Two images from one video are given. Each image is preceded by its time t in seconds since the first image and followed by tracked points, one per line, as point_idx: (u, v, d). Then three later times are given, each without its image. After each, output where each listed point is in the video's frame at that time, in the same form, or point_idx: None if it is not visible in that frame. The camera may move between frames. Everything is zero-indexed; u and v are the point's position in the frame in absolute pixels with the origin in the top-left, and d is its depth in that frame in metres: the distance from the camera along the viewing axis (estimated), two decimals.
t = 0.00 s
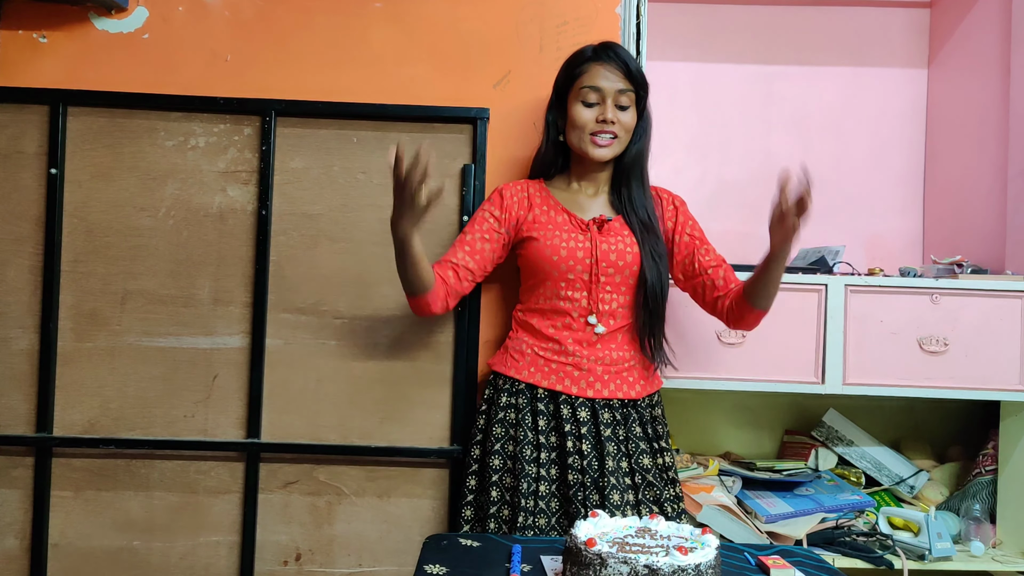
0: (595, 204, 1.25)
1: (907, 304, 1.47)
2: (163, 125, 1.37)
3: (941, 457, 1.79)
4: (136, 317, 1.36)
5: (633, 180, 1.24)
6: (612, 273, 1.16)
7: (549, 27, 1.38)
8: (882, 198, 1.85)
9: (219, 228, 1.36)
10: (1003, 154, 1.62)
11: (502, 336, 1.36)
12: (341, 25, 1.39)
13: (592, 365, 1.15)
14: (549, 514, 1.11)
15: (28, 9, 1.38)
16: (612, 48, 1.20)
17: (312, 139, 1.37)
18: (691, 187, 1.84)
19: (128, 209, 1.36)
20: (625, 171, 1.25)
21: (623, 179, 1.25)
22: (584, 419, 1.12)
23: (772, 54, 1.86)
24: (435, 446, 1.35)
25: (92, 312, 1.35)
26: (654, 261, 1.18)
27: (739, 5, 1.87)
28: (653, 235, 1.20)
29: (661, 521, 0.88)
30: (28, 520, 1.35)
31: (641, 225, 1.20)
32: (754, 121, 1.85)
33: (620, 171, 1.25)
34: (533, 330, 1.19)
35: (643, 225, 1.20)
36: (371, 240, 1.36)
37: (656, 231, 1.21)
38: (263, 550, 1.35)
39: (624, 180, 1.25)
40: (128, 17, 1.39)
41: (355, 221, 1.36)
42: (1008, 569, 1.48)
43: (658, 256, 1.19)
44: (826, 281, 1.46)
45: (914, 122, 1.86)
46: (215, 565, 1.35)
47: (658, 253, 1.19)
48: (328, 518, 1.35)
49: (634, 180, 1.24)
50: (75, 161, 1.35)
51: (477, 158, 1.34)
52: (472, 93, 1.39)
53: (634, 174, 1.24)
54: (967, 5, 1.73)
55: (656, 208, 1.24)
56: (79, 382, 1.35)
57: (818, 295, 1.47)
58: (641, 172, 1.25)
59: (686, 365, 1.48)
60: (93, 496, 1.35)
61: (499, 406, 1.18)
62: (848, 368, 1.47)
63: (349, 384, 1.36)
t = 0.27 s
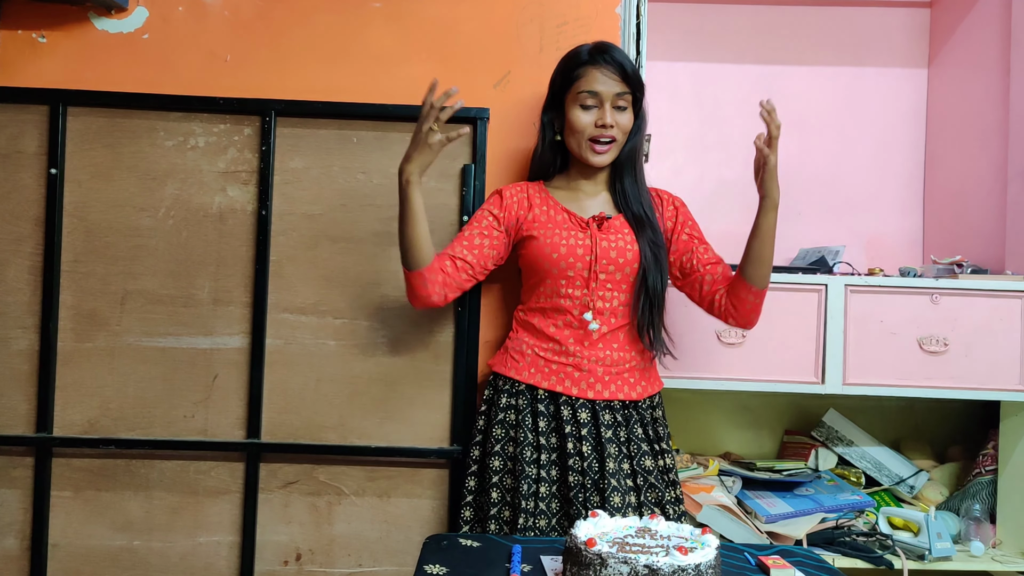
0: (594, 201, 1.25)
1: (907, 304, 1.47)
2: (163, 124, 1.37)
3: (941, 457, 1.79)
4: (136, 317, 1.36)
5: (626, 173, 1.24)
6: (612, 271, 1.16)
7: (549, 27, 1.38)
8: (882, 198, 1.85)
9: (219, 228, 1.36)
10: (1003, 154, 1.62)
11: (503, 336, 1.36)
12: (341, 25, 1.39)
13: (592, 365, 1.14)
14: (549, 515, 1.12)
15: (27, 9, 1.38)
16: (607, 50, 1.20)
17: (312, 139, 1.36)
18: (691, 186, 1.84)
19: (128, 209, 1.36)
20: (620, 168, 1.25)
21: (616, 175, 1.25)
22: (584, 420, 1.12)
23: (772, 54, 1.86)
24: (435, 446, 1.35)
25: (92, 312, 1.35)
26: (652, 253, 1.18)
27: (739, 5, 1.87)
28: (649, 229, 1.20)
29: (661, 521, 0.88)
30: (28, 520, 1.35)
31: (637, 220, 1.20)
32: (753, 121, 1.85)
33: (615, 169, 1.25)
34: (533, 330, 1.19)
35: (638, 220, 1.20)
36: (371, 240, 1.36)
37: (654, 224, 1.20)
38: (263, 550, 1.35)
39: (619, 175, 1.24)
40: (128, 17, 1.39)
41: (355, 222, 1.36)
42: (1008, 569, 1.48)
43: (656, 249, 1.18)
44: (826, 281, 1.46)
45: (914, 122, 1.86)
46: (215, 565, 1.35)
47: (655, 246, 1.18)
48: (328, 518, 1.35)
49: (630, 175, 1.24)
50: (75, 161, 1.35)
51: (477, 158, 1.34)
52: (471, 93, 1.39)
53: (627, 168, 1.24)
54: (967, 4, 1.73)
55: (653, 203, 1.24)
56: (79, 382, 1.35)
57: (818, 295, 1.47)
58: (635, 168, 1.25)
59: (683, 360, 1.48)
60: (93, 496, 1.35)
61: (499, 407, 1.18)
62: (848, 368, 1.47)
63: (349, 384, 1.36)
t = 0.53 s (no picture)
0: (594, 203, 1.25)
1: (907, 304, 1.47)
2: (163, 125, 1.37)
3: (941, 457, 1.79)
4: (136, 317, 1.36)
5: (627, 178, 1.24)
6: (611, 272, 1.17)
7: (549, 27, 1.38)
8: (882, 197, 1.85)
9: (219, 228, 1.36)
10: (1003, 153, 1.62)
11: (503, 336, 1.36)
12: (341, 25, 1.39)
13: (590, 367, 1.14)
14: (545, 517, 1.12)
15: (27, 9, 1.38)
16: (614, 57, 1.19)
17: (312, 139, 1.36)
18: (691, 186, 1.84)
19: (128, 209, 1.36)
20: (621, 172, 1.25)
21: (615, 180, 1.25)
22: (579, 421, 1.12)
23: (772, 54, 1.86)
24: (435, 446, 1.35)
25: (92, 312, 1.35)
26: (654, 256, 1.19)
27: (739, 5, 1.87)
28: (650, 233, 1.21)
29: (661, 521, 0.88)
30: (28, 520, 1.35)
31: (638, 224, 1.21)
32: (754, 121, 1.85)
33: (615, 175, 1.26)
34: (531, 331, 1.19)
35: (639, 224, 1.21)
36: (371, 240, 1.36)
37: (655, 228, 1.21)
38: (263, 549, 1.35)
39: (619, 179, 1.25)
40: (128, 17, 1.39)
41: (355, 222, 1.36)
42: (1008, 569, 1.48)
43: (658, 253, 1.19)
44: (826, 281, 1.46)
45: (914, 122, 1.86)
46: (215, 565, 1.35)
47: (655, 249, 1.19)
48: (328, 518, 1.35)
49: (630, 179, 1.24)
50: (75, 161, 1.35)
51: (477, 159, 1.34)
52: (471, 93, 1.39)
53: (628, 173, 1.24)
54: (967, 4, 1.73)
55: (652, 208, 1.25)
56: (79, 382, 1.35)
57: (818, 295, 1.47)
58: (636, 173, 1.25)
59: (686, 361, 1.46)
60: (93, 496, 1.35)
61: (496, 408, 1.18)
62: (849, 368, 1.47)
63: (349, 384, 1.36)
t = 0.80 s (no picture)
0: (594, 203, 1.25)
1: (907, 304, 1.47)
2: (163, 124, 1.37)
3: (941, 457, 1.79)
4: (136, 317, 1.36)
5: (629, 179, 1.25)
6: (610, 269, 1.17)
7: (549, 27, 1.38)
8: (882, 198, 1.85)
9: (220, 228, 1.36)
10: (1003, 154, 1.62)
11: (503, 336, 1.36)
12: (341, 25, 1.39)
13: (589, 365, 1.14)
14: (544, 517, 1.11)
15: (28, 9, 1.38)
16: (617, 60, 1.19)
17: (312, 139, 1.37)
18: (691, 186, 1.84)
19: (128, 209, 1.36)
20: (622, 174, 1.25)
21: (617, 182, 1.26)
22: (579, 421, 1.12)
23: (772, 54, 1.86)
24: (435, 446, 1.35)
25: (92, 312, 1.35)
26: (654, 258, 1.19)
27: (739, 5, 1.87)
28: (650, 234, 1.21)
29: (661, 521, 0.88)
30: (28, 520, 1.35)
31: (639, 225, 1.21)
32: (754, 121, 1.85)
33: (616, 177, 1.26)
34: (531, 330, 1.19)
35: (639, 225, 1.21)
36: (371, 240, 1.36)
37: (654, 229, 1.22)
38: (263, 549, 1.35)
39: (620, 179, 1.25)
40: (128, 17, 1.39)
41: (355, 222, 1.36)
42: (1008, 569, 1.48)
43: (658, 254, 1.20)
44: (826, 281, 1.46)
45: (914, 122, 1.86)
46: (215, 565, 1.35)
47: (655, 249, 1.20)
48: (328, 518, 1.35)
49: (632, 182, 1.24)
50: (75, 161, 1.35)
51: (477, 158, 1.34)
52: (471, 93, 1.39)
53: (630, 174, 1.25)
54: (967, 5, 1.73)
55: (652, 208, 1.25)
56: (79, 382, 1.35)
57: (818, 295, 1.47)
58: (638, 175, 1.25)
59: (684, 361, 1.45)
60: (93, 496, 1.35)
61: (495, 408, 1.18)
62: (849, 368, 1.47)
63: (349, 384, 1.36)
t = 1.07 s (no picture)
0: (595, 204, 1.25)
1: (907, 304, 1.47)
2: (163, 125, 1.37)
3: (941, 457, 1.79)
4: (137, 317, 1.36)
5: (630, 179, 1.24)
6: (613, 269, 1.17)
7: (549, 27, 1.38)
8: (882, 198, 1.85)
9: (220, 228, 1.36)
10: (1003, 153, 1.62)
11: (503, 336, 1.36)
12: (341, 24, 1.39)
13: (591, 365, 1.14)
14: (544, 518, 1.11)
15: (28, 9, 1.38)
16: (616, 61, 1.19)
17: (312, 139, 1.37)
18: (691, 186, 1.84)
19: (128, 209, 1.36)
20: (623, 175, 1.25)
21: (618, 182, 1.25)
22: (580, 422, 1.12)
23: (772, 54, 1.86)
24: (435, 446, 1.35)
25: (92, 312, 1.35)
26: (656, 258, 1.19)
27: (740, 5, 1.87)
28: (652, 235, 1.21)
29: (661, 521, 0.88)
30: (28, 520, 1.35)
31: (641, 226, 1.21)
32: (754, 121, 1.85)
33: (617, 178, 1.26)
34: (532, 331, 1.19)
35: (641, 226, 1.21)
36: (371, 240, 1.36)
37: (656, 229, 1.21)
38: (263, 549, 1.35)
39: (621, 180, 1.25)
40: (128, 17, 1.39)
41: (355, 221, 1.36)
42: (1008, 569, 1.48)
43: (660, 254, 1.19)
44: (826, 281, 1.46)
45: (914, 122, 1.86)
46: (215, 565, 1.35)
47: (657, 250, 1.20)
48: (328, 518, 1.35)
49: (633, 182, 1.24)
50: (75, 161, 1.35)
51: (477, 159, 1.34)
52: (471, 93, 1.39)
53: (631, 174, 1.24)
54: (967, 4, 1.73)
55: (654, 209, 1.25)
56: (79, 382, 1.35)
57: (818, 295, 1.47)
58: (639, 176, 1.25)
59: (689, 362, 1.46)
60: (93, 496, 1.35)
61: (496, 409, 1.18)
62: (849, 368, 1.47)
63: (349, 384, 1.36)
